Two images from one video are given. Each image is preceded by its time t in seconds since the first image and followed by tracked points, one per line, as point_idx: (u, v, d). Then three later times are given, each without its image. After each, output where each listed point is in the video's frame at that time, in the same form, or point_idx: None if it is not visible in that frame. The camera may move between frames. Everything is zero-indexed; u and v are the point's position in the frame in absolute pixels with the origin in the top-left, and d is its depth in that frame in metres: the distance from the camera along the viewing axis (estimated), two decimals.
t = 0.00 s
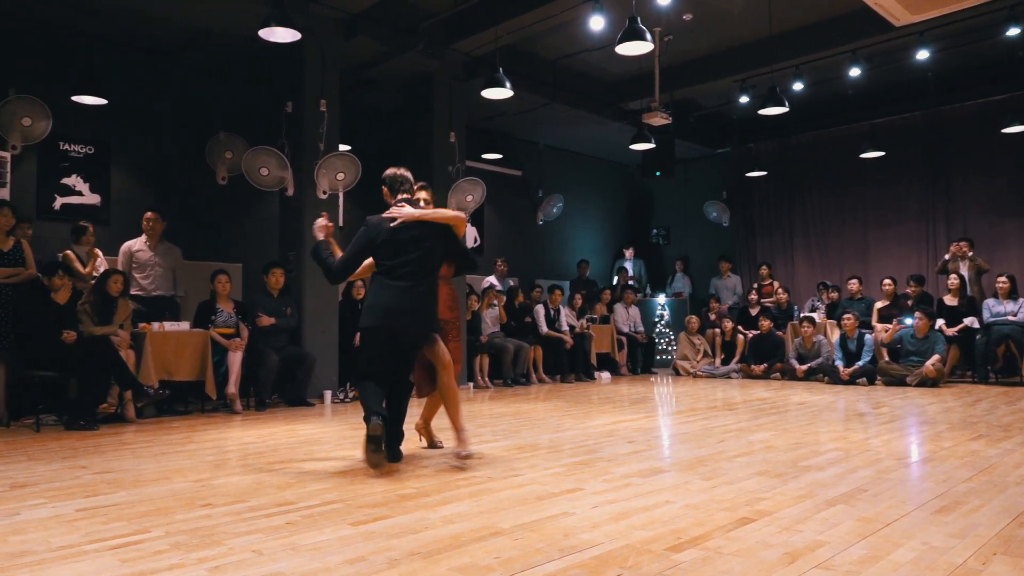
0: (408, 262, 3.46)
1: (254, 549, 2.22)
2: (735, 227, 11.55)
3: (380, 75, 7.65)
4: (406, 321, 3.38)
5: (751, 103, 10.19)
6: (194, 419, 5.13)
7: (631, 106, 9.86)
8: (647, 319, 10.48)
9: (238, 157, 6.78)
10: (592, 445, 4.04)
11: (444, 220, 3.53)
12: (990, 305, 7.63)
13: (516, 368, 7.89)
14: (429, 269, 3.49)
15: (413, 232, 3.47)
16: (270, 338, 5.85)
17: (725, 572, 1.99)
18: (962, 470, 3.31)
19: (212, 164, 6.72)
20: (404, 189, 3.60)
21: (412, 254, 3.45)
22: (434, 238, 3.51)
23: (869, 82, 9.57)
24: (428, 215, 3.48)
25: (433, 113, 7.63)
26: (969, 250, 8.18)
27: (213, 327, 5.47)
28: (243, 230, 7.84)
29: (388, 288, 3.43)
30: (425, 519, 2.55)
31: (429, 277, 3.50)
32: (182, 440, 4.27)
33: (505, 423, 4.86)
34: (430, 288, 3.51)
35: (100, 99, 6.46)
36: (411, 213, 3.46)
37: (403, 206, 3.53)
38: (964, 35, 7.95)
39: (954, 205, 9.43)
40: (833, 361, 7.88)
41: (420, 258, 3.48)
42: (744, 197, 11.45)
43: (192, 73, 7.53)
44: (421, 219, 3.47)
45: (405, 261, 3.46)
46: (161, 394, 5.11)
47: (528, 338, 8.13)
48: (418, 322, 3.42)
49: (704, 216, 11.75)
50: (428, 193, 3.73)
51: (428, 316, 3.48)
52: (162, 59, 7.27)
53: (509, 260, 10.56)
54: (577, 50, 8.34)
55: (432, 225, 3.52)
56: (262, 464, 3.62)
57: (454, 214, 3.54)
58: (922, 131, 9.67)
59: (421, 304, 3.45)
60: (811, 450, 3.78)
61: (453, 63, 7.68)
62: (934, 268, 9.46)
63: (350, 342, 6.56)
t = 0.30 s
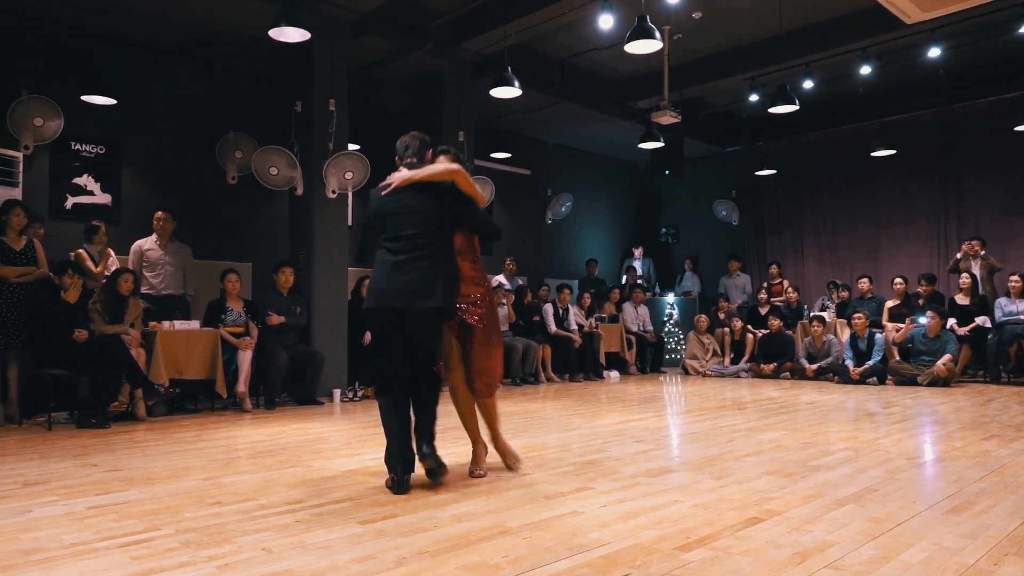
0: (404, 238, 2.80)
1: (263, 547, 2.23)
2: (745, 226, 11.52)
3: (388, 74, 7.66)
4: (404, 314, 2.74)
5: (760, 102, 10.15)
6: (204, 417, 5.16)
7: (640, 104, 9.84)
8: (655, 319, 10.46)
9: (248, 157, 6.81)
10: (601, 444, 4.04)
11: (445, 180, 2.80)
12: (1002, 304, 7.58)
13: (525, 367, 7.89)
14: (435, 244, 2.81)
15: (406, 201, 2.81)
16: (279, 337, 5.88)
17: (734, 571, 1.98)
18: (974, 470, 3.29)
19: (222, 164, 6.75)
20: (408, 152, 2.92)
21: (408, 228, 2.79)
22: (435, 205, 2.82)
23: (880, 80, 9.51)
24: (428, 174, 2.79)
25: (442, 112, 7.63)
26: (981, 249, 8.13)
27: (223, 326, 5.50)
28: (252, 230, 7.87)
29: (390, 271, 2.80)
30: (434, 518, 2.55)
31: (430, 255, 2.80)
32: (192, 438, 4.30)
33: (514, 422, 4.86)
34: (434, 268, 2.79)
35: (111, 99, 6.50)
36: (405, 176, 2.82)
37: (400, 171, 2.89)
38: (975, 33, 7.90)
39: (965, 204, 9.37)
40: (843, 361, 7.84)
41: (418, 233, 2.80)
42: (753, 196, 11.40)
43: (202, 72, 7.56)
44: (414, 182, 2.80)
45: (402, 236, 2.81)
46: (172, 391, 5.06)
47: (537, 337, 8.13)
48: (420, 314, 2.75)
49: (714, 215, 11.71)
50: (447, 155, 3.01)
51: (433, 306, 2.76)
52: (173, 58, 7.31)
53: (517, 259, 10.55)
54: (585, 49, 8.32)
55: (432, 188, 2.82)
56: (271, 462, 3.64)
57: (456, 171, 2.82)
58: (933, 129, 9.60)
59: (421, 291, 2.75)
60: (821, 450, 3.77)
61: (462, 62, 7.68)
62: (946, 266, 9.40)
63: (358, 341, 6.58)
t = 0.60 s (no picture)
0: (410, 218, 2.20)
1: (265, 545, 2.23)
2: (748, 224, 11.50)
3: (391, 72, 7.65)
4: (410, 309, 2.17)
5: (764, 100, 10.14)
6: (208, 415, 5.16)
7: (643, 103, 9.83)
8: (658, 317, 10.45)
9: (251, 156, 6.82)
10: (604, 443, 4.03)
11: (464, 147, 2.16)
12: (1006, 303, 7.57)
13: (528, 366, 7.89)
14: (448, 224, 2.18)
15: (414, 171, 2.20)
16: (282, 336, 5.88)
17: (736, 570, 1.97)
18: (978, 469, 3.28)
19: (226, 162, 6.75)
20: (424, 118, 2.30)
21: (414, 207, 2.20)
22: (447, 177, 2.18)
23: (884, 78, 9.49)
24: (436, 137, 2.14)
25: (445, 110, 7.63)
26: (985, 248, 8.12)
27: (226, 324, 5.51)
28: (255, 228, 7.87)
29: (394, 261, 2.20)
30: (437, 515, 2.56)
31: (436, 241, 2.16)
32: (195, 437, 4.30)
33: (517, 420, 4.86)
34: (440, 255, 2.15)
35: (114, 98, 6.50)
36: (414, 143, 2.21)
37: (412, 138, 2.28)
38: (980, 31, 7.88)
39: (970, 202, 9.35)
40: (847, 359, 7.83)
41: (426, 213, 2.18)
42: (757, 194, 11.39)
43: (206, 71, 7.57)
44: (424, 149, 2.18)
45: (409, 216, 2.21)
46: (175, 390, 5.07)
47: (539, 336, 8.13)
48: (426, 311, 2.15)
49: (717, 213, 11.70)
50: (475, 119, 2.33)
51: (436, 303, 2.14)
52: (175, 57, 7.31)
53: (520, 257, 10.55)
54: (589, 47, 8.31)
55: (445, 156, 2.18)
56: (274, 460, 3.65)
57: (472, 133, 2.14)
58: (938, 128, 9.58)
59: (422, 282, 2.13)
60: (824, 449, 3.76)
61: (465, 61, 7.66)
62: (949, 265, 9.39)
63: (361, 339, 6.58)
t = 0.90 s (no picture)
0: (411, 220, 1.71)
1: (255, 542, 2.22)
2: (739, 222, 11.54)
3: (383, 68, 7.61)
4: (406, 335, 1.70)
5: (756, 98, 10.17)
6: (198, 413, 5.14)
7: (636, 101, 9.84)
8: (650, 315, 10.47)
9: (242, 152, 6.78)
10: (596, 440, 4.03)
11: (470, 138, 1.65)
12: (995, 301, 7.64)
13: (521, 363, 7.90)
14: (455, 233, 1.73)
15: (416, 162, 1.70)
16: (273, 333, 5.85)
17: (727, 567, 1.98)
18: (967, 465, 3.31)
19: (217, 159, 6.72)
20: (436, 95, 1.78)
21: (410, 210, 1.71)
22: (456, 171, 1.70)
23: (875, 77, 9.54)
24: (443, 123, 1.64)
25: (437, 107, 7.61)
26: (975, 245, 8.17)
27: (217, 322, 5.49)
28: (246, 225, 7.83)
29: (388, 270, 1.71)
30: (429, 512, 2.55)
31: (431, 255, 1.69)
32: (186, 434, 4.28)
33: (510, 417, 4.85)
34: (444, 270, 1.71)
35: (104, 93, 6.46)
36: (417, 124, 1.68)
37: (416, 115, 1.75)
38: (971, 30, 7.93)
39: (959, 200, 9.41)
40: (838, 356, 7.88)
41: (422, 215, 1.70)
42: (749, 192, 11.43)
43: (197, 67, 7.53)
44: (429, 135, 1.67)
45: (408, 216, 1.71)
46: (165, 387, 5.06)
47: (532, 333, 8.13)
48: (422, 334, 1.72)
49: (709, 211, 11.73)
50: (492, 97, 1.86)
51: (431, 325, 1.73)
52: (165, 53, 7.27)
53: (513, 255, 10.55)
54: (581, 44, 8.32)
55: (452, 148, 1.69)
56: (265, 458, 3.64)
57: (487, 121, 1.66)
58: (928, 126, 9.64)
59: (424, 303, 1.69)
60: (814, 446, 3.78)
61: (458, 58, 7.65)
62: (939, 263, 9.45)
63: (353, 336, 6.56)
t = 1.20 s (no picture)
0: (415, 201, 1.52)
1: (233, 541, 2.20)
2: (719, 219, 11.63)
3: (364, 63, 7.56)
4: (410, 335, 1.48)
5: (735, 96, 10.24)
6: (175, 411, 5.08)
7: (617, 97, 9.86)
8: (630, 311, 10.52)
9: (220, 147, 6.71)
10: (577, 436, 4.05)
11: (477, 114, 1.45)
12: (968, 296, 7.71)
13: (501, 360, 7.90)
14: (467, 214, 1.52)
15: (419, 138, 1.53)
16: (251, 329, 5.80)
17: (705, 561, 1.99)
18: (940, 458, 3.36)
19: (194, 154, 6.63)
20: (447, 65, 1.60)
21: (414, 189, 1.52)
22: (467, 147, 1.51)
23: (853, 75, 9.64)
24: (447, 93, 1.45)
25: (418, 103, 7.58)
26: (949, 243, 8.30)
27: (194, 318, 5.43)
28: (224, 221, 7.75)
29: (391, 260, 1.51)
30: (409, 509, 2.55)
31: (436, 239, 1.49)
32: (162, 432, 4.24)
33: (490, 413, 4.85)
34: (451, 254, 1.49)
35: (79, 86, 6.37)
36: (422, 97, 1.52)
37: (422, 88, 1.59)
38: (946, 30, 8.04)
39: (934, 198, 9.55)
40: (814, 352, 7.95)
41: (421, 195, 1.51)
42: (729, 188, 11.52)
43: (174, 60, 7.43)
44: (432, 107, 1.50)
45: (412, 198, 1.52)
46: (141, 384, 5.01)
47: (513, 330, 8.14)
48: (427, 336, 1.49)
49: (689, 207, 11.80)
50: (510, 61, 1.63)
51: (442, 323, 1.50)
52: (142, 46, 7.17)
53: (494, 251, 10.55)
54: (563, 41, 8.32)
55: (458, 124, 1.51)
56: (244, 455, 3.61)
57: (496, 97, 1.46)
58: (904, 124, 9.77)
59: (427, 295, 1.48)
60: (791, 440, 3.82)
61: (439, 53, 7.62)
62: (914, 260, 9.59)
63: (333, 332, 6.52)
